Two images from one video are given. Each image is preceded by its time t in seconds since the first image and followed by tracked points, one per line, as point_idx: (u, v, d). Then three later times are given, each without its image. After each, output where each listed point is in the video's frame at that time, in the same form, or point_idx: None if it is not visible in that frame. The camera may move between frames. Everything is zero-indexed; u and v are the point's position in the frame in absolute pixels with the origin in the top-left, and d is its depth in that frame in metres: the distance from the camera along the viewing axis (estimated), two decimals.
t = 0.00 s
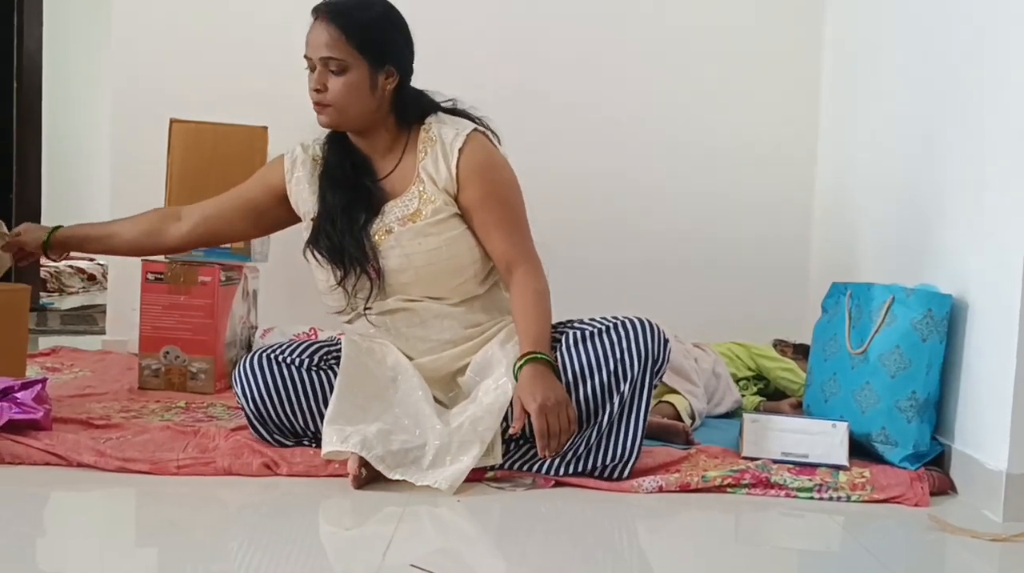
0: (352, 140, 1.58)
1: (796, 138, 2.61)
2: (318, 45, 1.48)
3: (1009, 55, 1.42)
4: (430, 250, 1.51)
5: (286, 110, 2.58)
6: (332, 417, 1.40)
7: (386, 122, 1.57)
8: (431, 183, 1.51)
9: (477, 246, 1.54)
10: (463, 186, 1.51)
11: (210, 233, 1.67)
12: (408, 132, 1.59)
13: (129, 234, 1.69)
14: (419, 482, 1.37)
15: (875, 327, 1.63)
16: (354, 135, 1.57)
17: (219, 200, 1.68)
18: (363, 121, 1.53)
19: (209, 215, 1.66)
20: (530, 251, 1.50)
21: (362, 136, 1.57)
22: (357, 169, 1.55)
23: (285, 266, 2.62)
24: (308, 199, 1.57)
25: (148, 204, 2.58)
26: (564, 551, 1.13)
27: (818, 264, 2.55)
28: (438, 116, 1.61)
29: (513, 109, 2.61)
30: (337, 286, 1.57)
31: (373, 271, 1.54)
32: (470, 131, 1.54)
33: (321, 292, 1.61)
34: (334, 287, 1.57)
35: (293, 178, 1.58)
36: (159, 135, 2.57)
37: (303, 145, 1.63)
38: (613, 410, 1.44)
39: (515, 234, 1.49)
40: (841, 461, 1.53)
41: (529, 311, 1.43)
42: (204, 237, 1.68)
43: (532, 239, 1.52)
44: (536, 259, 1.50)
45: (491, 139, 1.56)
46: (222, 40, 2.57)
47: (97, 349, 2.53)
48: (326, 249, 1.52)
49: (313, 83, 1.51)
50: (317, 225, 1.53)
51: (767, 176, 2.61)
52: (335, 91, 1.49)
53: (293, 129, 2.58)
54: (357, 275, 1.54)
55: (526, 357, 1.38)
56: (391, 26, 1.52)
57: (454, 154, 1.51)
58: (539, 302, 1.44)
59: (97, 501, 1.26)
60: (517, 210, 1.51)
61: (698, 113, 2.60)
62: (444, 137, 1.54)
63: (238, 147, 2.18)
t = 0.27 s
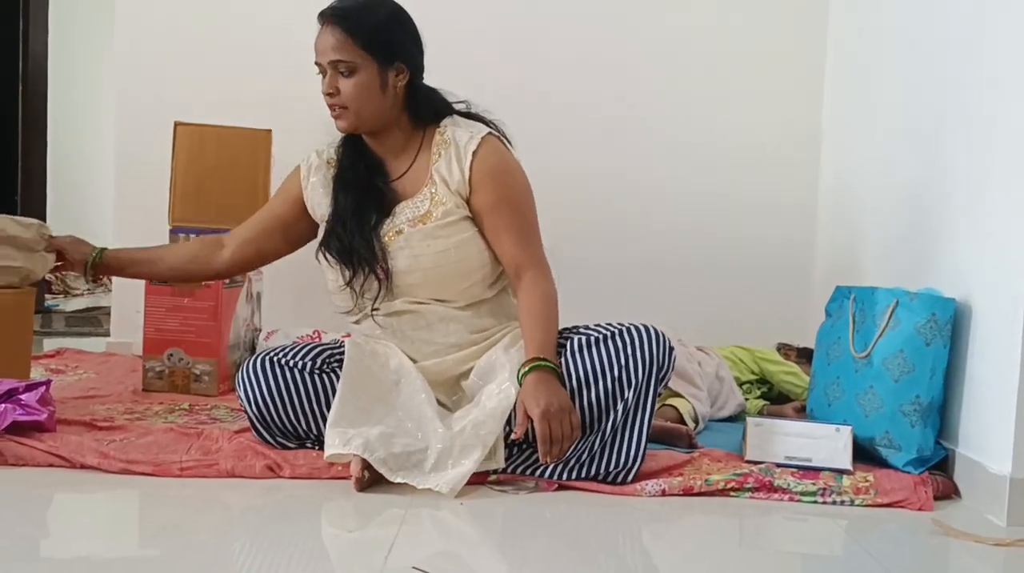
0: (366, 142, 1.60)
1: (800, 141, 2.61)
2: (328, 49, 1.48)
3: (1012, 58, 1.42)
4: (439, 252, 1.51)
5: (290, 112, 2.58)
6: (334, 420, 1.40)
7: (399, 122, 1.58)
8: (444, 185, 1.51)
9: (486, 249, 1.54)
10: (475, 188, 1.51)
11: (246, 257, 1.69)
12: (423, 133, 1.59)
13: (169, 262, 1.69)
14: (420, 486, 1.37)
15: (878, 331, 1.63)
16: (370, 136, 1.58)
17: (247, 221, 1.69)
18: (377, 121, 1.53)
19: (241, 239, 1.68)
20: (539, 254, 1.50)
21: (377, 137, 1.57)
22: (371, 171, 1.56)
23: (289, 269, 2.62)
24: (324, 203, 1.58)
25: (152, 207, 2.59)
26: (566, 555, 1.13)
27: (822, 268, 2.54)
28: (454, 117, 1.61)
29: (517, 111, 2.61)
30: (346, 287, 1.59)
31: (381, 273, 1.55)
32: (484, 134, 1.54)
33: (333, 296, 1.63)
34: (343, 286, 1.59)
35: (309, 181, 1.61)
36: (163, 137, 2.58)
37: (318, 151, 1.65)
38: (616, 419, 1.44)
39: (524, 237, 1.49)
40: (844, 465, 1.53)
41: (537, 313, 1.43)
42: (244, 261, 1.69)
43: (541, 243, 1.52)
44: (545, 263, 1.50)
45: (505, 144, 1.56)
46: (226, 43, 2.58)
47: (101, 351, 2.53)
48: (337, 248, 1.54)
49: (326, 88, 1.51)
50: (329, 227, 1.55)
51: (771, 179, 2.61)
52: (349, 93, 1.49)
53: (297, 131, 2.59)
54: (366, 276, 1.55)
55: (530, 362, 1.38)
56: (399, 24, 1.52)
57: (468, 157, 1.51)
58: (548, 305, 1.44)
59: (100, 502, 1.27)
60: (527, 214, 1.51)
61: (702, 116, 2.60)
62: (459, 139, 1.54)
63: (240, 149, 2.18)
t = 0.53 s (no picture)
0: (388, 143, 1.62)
1: (806, 146, 2.60)
2: (394, 40, 1.51)
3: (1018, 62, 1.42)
4: (454, 254, 1.52)
5: (295, 117, 2.59)
6: (338, 422, 1.40)
7: (425, 127, 1.60)
8: (461, 189, 1.53)
9: (500, 254, 1.55)
10: (493, 193, 1.53)
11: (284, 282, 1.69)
12: (444, 137, 1.61)
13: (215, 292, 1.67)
14: (422, 490, 1.36)
15: (883, 337, 1.62)
16: (394, 134, 1.59)
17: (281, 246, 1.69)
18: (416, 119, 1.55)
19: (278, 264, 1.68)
20: (553, 258, 1.51)
21: (403, 136, 1.59)
22: (388, 176, 1.57)
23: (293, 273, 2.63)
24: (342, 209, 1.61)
25: (157, 211, 2.59)
26: (571, 562, 1.13)
27: (827, 273, 2.54)
28: (473, 125, 1.63)
29: (522, 116, 2.61)
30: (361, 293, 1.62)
31: (395, 276, 1.57)
32: (503, 141, 1.56)
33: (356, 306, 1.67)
34: (358, 294, 1.63)
35: (327, 190, 1.63)
36: (168, 142, 2.58)
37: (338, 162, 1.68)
38: (621, 428, 1.44)
39: (536, 243, 1.50)
40: (850, 471, 1.52)
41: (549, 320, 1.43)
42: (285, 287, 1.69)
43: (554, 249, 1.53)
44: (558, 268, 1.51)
45: (523, 151, 1.58)
46: (231, 48, 2.58)
47: (106, 356, 2.53)
48: (350, 257, 1.57)
49: (383, 78, 1.51)
50: (343, 236, 1.58)
51: (776, 184, 2.60)
52: (408, 86, 1.51)
53: (302, 136, 2.59)
54: (379, 281, 1.57)
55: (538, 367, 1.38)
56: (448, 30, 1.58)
57: (486, 160, 1.53)
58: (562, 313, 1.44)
59: (104, 507, 1.27)
60: (542, 220, 1.52)
61: (706, 120, 2.60)
62: (478, 144, 1.56)
63: (249, 156, 2.18)
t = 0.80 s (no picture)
0: (401, 151, 1.63)
1: (808, 155, 2.60)
2: (436, 48, 1.55)
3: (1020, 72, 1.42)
4: (467, 263, 1.52)
5: (299, 127, 2.59)
6: (341, 431, 1.40)
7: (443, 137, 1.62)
8: (473, 199, 1.54)
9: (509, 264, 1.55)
10: (504, 203, 1.54)
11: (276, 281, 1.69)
12: (455, 147, 1.63)
13: (206, 280, 1.67)
14: (427, 498, 1.36)
15: (887, 346, 1.62)
16: (413, 140, 1.61)
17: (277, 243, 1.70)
18: (440, 130, 1.59)
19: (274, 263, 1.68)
20: (561, 269, 1.52)
21: (420, 144, 1.61)
22: (400, 184, 1.57)
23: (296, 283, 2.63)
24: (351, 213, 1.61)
25: (161, 221, 2.60)
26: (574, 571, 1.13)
27: (830, 282, 2.54)
28: (484, 137, 1.65)
29: (524, 126, 2.61)
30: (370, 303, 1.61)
31: (405, 285, 1.56)
32: (514, 153, 1.58)
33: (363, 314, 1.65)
34: (366, 304, 1.62)
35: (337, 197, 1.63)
36: (172, 153, 2.59)
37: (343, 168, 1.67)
38: (625, 436, 1.44)
39: (546, 256, 1.51)
40: (853, 481, 1.52)
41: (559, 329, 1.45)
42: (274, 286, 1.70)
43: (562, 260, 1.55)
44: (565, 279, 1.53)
45: (533, 163, 1.60)
46: (235, 59, 2.59)
47: (109, 366, 2.53)
48: (359, 266, 1.56)
49: (422, 82, 1.54)
50: (352, 245, 1.57)
51: (778, 194, 2.61)
52: (444, 94, 1.55)
53: (305, 146, 2.60)
54: (389, 291, 1.57)
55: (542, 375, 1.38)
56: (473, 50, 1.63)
57: (499, 172, 1.55)
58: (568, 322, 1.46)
59: (107, 517, 1.27)
60: (551, 232, 1.54)
61: (709, 130, 2.60)
62: (490, 156, 1.58)
63: (254, 166, 2.19)
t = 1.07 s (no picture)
0: (405, 154, 1.63)
1: (810, 160, 2.60)
2: (457, 54, 1.57)
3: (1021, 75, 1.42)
4: (469, 266, 1.52)
5: (301, 133, 2.60)
6: (344, 437, 1.39)
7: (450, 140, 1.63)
8: (475, 203, 1.54)
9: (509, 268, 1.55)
10: (506, 207, 1.54)
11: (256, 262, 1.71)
12: (458, 151, 1.63)
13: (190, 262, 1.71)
14: (430, 503, 1.36)
15: (889, 351, 1.61)
16: (422, 140, 1.61)
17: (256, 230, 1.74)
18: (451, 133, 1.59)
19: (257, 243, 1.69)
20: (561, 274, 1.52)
21: (430, 145, 1.62)
22: (402, 187, 1.57)
23: (297, 288, 2.63)
24: (350, 213, 1.61)
25: (162, 226, 2.60)
26: None
27: (832, 287, 2.54)
28: (484, 141, 1.65)
29: (525, 131, 2.61)
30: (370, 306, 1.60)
31: (405, 287, 1.55)
32: (516, 158, 1.58)
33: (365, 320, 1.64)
34: (366, 307, 1.61)
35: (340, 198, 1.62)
36: (174, 159, 2.59)
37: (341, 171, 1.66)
38: (626, 441, 1.44)
39: (546, 261, 1.52)
40: (856, 486, 1.51)
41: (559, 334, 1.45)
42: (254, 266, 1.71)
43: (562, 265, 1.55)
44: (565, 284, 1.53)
45: (535, 168, 1.60)
46: (237, 64, 2.59)
47: (110, 371, 2.53)
48: (360, 269, 1.55)
49: (444, 84, 1.55)
50: (353, 247, 1.57)
51: (779, 198, 2.61)
52: (462, 99, 1.57)
53: (307, 150, 2.60)
54: (389, 294, 1.56)
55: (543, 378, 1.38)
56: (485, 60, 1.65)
57: (501, 176, 1.55)
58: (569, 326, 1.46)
59: (107, 522, 1.26)
60: (551, 236, 1.54)
61: (710, 134, 2.60)
62: (492, 160, 1.58)
63: (255, 171, 2.19)
